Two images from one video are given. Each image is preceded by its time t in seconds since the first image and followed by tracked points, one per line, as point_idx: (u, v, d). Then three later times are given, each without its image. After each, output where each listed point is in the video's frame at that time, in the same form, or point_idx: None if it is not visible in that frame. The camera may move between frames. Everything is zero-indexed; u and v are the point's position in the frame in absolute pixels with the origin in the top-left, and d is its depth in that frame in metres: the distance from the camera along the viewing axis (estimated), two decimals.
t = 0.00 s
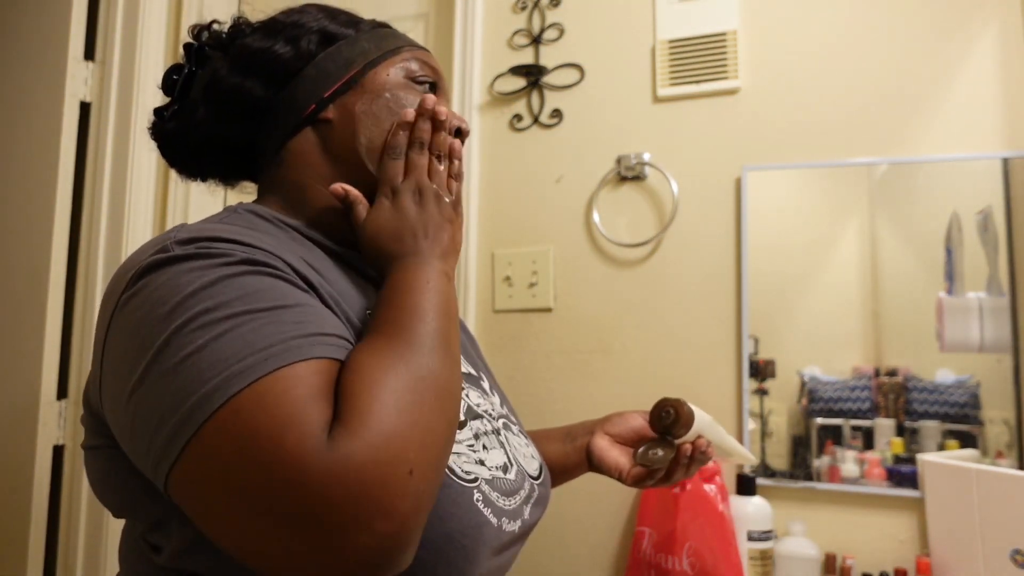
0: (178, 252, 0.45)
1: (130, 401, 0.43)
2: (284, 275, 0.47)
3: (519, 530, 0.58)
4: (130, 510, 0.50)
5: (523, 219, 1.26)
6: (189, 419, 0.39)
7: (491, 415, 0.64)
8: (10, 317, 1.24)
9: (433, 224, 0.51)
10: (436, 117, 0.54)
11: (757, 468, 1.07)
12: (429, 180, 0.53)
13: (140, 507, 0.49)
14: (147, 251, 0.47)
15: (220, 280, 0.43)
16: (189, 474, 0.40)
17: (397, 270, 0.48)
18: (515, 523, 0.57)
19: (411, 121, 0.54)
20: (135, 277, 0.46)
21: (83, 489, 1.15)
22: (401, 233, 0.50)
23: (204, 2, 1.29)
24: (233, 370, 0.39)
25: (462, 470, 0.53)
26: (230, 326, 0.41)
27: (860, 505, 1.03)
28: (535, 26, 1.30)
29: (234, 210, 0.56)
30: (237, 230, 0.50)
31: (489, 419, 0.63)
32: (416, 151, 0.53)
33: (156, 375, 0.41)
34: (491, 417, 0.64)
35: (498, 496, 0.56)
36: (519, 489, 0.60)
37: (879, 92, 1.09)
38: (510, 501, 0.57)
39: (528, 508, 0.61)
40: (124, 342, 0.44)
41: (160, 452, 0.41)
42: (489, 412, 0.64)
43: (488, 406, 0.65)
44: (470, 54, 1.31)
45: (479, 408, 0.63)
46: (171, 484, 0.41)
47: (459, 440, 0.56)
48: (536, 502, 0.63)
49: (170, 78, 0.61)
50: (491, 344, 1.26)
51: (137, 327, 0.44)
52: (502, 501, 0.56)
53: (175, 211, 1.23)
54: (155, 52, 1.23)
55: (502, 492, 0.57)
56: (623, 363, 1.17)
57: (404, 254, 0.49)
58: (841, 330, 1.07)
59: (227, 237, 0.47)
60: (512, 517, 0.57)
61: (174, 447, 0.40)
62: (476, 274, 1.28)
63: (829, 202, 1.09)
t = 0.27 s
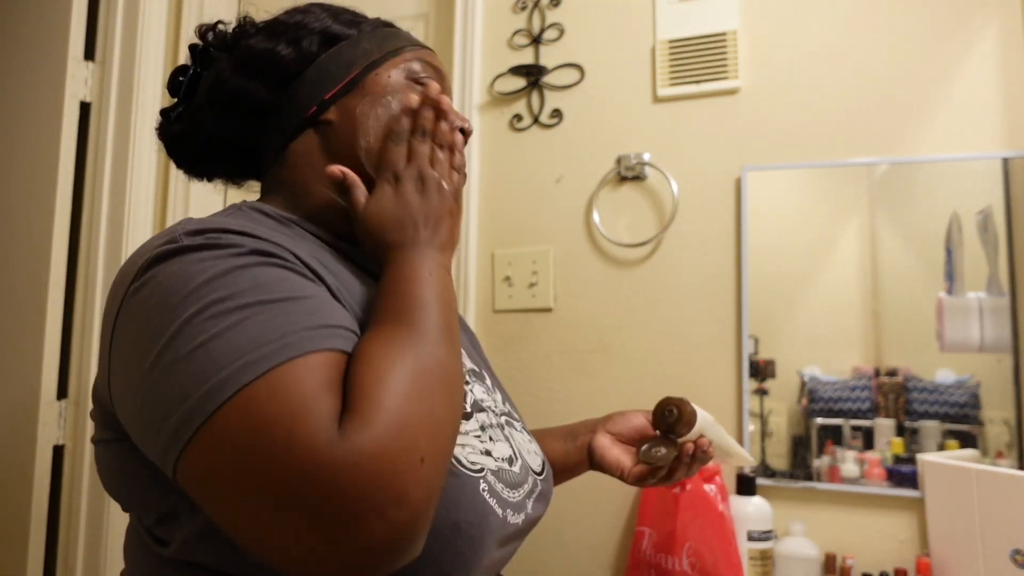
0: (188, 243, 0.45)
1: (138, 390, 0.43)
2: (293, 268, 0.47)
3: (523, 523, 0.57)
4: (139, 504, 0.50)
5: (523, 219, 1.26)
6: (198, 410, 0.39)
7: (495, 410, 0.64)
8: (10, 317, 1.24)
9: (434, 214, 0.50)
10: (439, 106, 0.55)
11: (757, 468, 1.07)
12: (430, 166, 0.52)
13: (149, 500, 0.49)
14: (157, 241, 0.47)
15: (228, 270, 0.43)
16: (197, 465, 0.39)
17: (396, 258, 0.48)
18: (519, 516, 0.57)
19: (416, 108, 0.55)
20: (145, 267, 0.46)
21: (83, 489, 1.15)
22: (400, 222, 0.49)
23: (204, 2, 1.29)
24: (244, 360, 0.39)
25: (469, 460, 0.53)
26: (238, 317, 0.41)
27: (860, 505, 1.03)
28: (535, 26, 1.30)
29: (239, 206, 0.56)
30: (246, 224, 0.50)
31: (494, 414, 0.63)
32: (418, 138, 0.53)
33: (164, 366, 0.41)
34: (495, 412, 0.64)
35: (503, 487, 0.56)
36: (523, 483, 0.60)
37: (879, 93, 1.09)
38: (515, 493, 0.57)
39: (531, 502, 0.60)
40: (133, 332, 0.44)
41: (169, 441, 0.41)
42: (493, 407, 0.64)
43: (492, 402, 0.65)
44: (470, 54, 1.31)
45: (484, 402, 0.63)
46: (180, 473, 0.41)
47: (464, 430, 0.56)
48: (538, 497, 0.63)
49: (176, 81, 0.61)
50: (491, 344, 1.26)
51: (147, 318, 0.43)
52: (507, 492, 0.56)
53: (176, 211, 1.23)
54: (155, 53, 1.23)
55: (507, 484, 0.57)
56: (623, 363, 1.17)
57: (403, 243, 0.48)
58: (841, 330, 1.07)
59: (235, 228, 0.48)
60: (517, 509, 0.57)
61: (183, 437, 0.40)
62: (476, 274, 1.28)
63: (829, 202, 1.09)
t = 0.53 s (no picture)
0: (189, 243, 0.45)
1: (139, 391, 0.43)
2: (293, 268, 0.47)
3: (524, 526, 0.58)
4: (140, 505, 0.50)
5: (523, 219, 1.26)
6: (197, 408, 0.39)
7: (496, 413, 0.64)
8: (10, 316, 1.24)
9: (445, 216, 0.51)
10: (453, 114, 0.57)
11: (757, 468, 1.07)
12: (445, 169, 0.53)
13: (150, 501, 0.49)
14: (159, 242, 0.47)
15: (228, 269, 0.43)
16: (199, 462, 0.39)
17: (406, 259, 0.48)
18: (520, 518, 0.57)
19: (429, 113, 0.57)
20: (145, 268, 0.46)
21: (83, 489, 1.15)
22: (414, 222, 0.50)
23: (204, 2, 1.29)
24: (242, 358, 0.39)
25: (469, 464, 0.53)
26: (237, 315, 0.41)
27: (860, 505, 1.03)
28: (535, 26, 1.30)
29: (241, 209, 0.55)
30: (246, 224, 0.50)
31: (494, 417, 0.63)
32: (431, 145, 0.54)
33: (164, 365, 0.41)
34: (496, 414, 0.64)
35: (505, 490, 0.56)
36: (524, 486, 0.60)
37: (879, 92, 1.09)
38: (516, 496, 0.57)
39: (532, 505, 0.61)
40: (134, 333, 0.44)
41: (172, 441, 0.41)
42: (494, 409, 0.65)
43: (493, 404, 0.65)
44: (470, 54, 1.31)
45: (484, 405, 0.63)
46: (184, 472, 0.41)
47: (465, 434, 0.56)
48: (540, 499, 0.63)
49: (174, 87, 0.61)
50: (491, 344, 1.26)
51: (148, 319, 0.43)
52: (509, 495, 0.56)
53: (176, 211, 1.23)
54: (155, 53, 1.23)
55: (509, 487, 0.57)
56: (623, 363, 1.17)
57: (415, 245, 0.49)
58: (841, 330, 1.07)
59: (236, 228, 0.48)
60: (518, 512, 0.57)
61: (185, 435, 0.40)
62: (476, 274, 1.28)
63: (829, 202, 1.09)
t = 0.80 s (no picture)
0: (187, 227, 0.45)
1: (148, 372, 0.43)
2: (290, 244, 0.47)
3: (522, 517, 0.58)
4: (144, 496, 0.50)
5: (523, 219, 1.26)
6: (205, 380, 0.39)
7: (493, 409, 0.65)
8: (10, 316, 1.23)
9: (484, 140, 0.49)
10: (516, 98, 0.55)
11: (757, 469, 1.07)
12: (485, 95, 0.51)
13: (153, 492, 0.49)
14: (159, 231, 0.48)
15: (226, 246, 0.43)
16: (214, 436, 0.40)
17: (434, 185, 0.46)
18: (517, 508, 0.57)
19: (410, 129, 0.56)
20: (145, 257, 0.46)
21: (83, 489, 1.15)
22: (449, 140, 0.47)
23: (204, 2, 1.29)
24: (243, 327, 0.39)
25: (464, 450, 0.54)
26: (235, 288, 0.41)
27: (860, 505, 1.03)
28: (535, 26, 1.30)
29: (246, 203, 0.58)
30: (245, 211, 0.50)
31: (490, 411, 0.63)
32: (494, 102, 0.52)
33: (170, 344, 0.41)
34: (492, 409, 0.65)
35: (500, 480, 0.56)
36: (520, 479, 0.60)
37: (880, 93, 1.09)
38: (511, 487, 0.58)
39: (529, 498, 0.61)
40: (139, 318, 0.44)
41: (182, 420, 0.41)
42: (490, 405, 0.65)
43: (489, 400, 0.66)
44: (470, 54, 1.31)
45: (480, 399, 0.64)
46: (201, 447, 0.41)
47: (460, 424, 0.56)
48: (538, 494, 0.63)
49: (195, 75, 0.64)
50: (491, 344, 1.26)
51: (150, 303, 0.44)
52: (504, 484, 0.56)
53: (176, 211, 1.23)
54: (155, 53, 1.23)
55: (504, 477, 0.57)
56: (624, 363, 1.17)
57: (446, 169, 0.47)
58: (840, 330, 1.07)
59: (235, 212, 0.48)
60: (515, 502, 0.57)
61: (194, 413, 0.40)
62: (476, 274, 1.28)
63: (829, 202, 1.09)
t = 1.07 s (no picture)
0: (178, 235, 0.46)
1: (127, 384, 0.44)
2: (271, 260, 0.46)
3: (524, 520, 0.58)
4: (144, 495, 0.51)
5: (523, 219, 1.26)
6: (162, 403, 0.39)
7: (495, 411, 0.65)
8: (10, 316, 1.24)
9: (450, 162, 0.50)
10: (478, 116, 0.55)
11: (756, 469, 1.07)
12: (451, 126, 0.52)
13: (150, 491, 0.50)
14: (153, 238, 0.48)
15: (206, 261, 0.43)
16: (166, 457, 0.39)
17: (394, 217, 0.46)
18: (519, 511, 0.57)
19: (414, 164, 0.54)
20: (135, 265, 0.47)
21: (83, 489, 1.15)
22: (412, 170, 0.48)
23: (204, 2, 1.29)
24: (200, 353, 0.39)
25: (464, 455, 0.53)
26: (209, 306, 0.40)
27: (860, 505, 1.03)
28: (535, 26, 1.30)
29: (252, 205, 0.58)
30: (240, 217, 0.51)
31: (492, 414, 0.63)
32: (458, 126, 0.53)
33: (142, 360, 0.42)
34: (494, 412, 0.64)
35: (502, 482, 0.56)
36: (522, 481, 0.60)
37: (879, 93, 1.09)
38: (514, 489, 0.58)
39: (532, 500, 0.61)
40: (126, 327, 0.45)
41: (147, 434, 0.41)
42: (492, 407, 0.65)
43: (491, 402, 0.66)
44: (470, 53, 1.31)
45: (482, 402, 0.64)
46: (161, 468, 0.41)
47: (461, 428, 0.56)
48: (540, 496, 0.63)
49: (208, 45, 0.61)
50: (491, 345, 1.26)
51: (135, 312, 0.44)
52: (506, 487, 0.56)
53: (176, 211, 1.23)
54: (154, 53, 1.23)
55: (506, 480, 0.57)
56: (624, 363, 1.17)
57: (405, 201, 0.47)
58: (841, 330, 1.07)
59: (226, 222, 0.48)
60: (516, 505, 0.57)
61: (155, 430, 0.40)
62: (476, 274, 1.28)
63: (829, 202, 1.09)
